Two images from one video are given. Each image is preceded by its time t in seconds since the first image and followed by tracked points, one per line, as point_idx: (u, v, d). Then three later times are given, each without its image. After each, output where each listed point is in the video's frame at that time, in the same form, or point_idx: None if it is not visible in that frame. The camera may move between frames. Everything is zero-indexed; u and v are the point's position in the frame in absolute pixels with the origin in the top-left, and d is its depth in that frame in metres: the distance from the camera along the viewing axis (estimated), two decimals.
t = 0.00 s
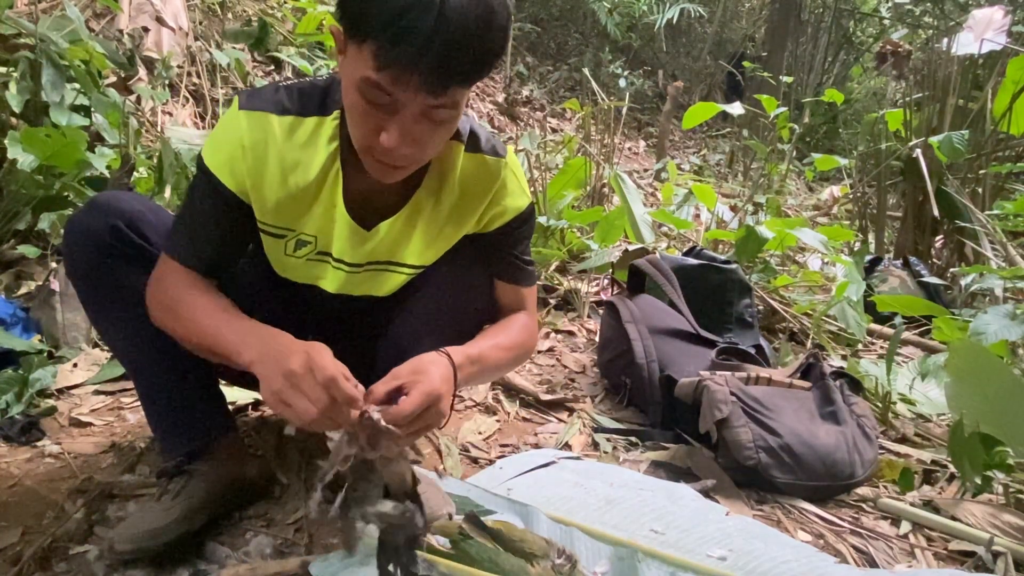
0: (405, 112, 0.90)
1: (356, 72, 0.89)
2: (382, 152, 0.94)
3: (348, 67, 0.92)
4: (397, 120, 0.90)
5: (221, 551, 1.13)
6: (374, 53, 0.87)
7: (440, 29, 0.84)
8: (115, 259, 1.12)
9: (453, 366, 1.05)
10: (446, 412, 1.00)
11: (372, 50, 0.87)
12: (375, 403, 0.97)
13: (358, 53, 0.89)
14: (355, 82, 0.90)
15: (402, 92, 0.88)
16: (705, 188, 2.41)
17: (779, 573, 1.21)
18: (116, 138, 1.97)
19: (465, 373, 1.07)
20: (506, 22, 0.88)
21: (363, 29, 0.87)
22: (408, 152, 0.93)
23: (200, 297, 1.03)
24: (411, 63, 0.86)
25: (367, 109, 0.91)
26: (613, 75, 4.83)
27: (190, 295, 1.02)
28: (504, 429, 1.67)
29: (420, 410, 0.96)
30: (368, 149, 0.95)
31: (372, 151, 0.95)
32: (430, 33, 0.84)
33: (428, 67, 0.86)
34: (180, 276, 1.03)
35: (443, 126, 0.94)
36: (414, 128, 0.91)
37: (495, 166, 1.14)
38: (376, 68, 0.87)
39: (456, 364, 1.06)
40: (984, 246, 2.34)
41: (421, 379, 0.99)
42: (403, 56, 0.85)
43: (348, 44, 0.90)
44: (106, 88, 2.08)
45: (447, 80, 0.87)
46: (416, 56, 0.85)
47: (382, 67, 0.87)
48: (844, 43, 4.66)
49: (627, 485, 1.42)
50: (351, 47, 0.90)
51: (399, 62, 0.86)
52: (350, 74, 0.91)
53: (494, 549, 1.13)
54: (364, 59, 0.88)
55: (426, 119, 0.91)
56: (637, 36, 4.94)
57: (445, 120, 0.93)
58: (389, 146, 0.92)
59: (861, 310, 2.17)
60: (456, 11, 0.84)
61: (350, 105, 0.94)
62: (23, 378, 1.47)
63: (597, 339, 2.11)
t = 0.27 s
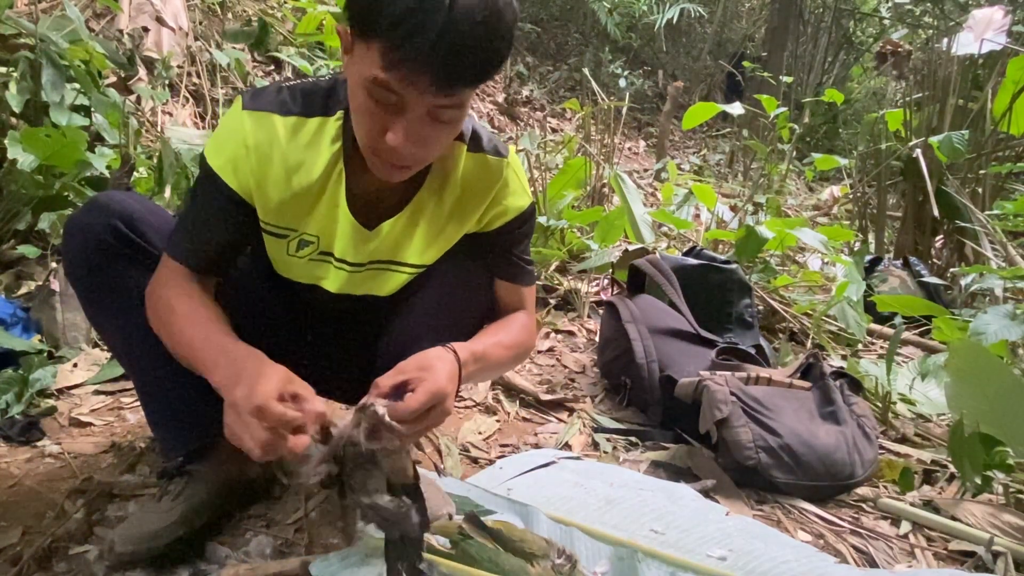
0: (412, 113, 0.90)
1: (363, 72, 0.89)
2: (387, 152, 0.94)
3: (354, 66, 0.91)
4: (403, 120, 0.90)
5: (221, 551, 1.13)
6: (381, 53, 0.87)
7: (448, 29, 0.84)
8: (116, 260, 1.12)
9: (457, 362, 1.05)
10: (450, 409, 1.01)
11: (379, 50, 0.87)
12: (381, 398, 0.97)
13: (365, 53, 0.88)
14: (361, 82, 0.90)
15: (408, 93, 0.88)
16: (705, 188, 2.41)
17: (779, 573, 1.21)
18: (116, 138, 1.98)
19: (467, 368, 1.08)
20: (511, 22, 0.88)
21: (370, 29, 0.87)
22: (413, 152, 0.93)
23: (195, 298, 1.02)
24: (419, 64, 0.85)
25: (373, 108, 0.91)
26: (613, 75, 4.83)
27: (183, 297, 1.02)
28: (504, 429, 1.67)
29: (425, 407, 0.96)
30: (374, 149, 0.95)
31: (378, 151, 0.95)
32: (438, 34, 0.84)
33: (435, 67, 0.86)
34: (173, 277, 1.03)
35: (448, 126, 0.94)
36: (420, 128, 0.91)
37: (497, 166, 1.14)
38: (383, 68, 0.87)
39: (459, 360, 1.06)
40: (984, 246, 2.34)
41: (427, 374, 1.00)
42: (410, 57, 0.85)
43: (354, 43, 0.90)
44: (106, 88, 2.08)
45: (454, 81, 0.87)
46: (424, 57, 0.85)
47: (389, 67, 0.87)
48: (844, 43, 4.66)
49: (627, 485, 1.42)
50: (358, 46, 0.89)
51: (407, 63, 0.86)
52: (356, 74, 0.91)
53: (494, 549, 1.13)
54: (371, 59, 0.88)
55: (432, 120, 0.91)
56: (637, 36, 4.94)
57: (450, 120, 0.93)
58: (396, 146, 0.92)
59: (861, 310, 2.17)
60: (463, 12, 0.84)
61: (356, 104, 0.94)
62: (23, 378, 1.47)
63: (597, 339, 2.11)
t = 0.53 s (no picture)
0: (414, 114, 0.90)
1: (365, 72, 0.89)
2: (389, 152, 0.94)
3: (356, 66, 0.91)
4: (404, 121, 0.91)
5: (221, 551, 1.13)
6: (384, 55, 0.87)
7: (450, 32, 0.83)
8: (115, 259, 1.12)
9: (458, 363, 1.05)
10: (452, 409, 1.01)
11: (382, 51, 0.87)
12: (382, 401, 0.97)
13: (367, 54, 0.88)
14: (363, 83, 0.90)
15: (410, 94, 0.88)
16: (705, 188, 2.41)
17: (779, 573, 1.21)
18: (116, 138, 1.98)
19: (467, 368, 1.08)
20: (514, 24, 0.88)
21: (372, 30, 0.86)
22: (415, 151, 0.94)
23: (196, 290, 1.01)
24: (421, 66, 0.85)
25: (374, 109, 0.91)
26: (613, 75, 4.83)
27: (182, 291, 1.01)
28: (504, 429, 1.67)
29: (427, 407, 0.96)
30: (375, 150, 0.95)
31: (379, 152, 0.95)
32: (441, 36, 0.84)
33: (438, 69, 0.85)
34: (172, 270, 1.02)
35: (450, 127, 0.94)
36: (422, 129, 0.91)
37: (497, 166, 1.14)
38: (386, 70, 0.87)
39: (460, 360, 1.06)
40: (984, 246, 2.34)
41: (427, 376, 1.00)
42: (412, 59, 0.85)
43: (356, 43, 0.90)
44: (106, 88, 2.08)
45: (455, 83, 0.87)
46: (426, 59, 0.85)
47: (391, 68, 0.87)
48: (844, 43, 4.66)
49: (627, 485, 1.42)
50: (360, 46, 0.89)
51: (409, 65, 0.86)
52: (358, 74, 0.91)
53: (493, 549, 1.12)
54: (373, 60, 0.88)
55: (433, 120, 0.91)
56: (637, 36, 4.94)
57: (452, 122, 0.93)
58: (397, 146, 0.92)
59: (861, 310, 2.17)
60: (466, 12, 0.83)
61: (358, 105, 0.93)
62: (23, 378, 1.47)
63: (597, 339, 2.11)
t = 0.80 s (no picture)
0: (419, 113, 0.90)
1: (371, 72, 0.89)
2: (393, 152, 0.94)
3: (362, 66, 0.91)
4: (409, 120, 0.90)
5: (221, 552, 1.13)
6: (390, 54, 0.87)
7: (457, 31, 0.84)
8: (115, 260, 1.12)
9: (456, 365, 1.06)
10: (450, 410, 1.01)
11: (388, 50, 0.87)
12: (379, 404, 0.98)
13: (373, 53, 0.88)
14: (369, 82, 0.90)
15: (416, 93, 0.88)
16: (705, 188, 2.41)
17: (779, 573, 1.21)
18: (116, 138, 1.97)
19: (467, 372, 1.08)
20: (519, 25, 0.88)
21: (379, 30, 0.87)
22: (419, 151, 0.93)
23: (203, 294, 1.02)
24: (428, 65, 0.85)
25: (379, 108, 0.91)
26: (613, 75, 4.83)
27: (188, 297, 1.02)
28: (504, 429, 1.67)
29: (422, 412, 0.97)
30: (379, 149, 0.95)
31: (383, 152, 0.95)
32: (447, 35, 0.84)
33: (444, 69, 0.86)
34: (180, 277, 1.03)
35: (454, 127, 0.94)
36: (426, 129, 0.91)
37: (498, 166, 1.15)
38: (392, 69, 0.87)
39: (459, 363, 1.07)
40: (984, 246, 2.34)
41: (425, 380, 1.00)
42: (420, 57, 0.85)
43: (362, 43, 0.90)
44: (106, 88, 2.08)
45: (462, 82, 0.87)
46: (433, 58, 0.85)
47: (398, 67, 0.87)
48: (844, 43, 4.65)
49: (627, 485, 1.42)
50: (366, 46, 0.89)
51: (415, 63, 0.86)
52: (364, 73, 0.91)
53: (493, 549, 1.12)
54: (379, 59, 0.88)
55: (438, 120, 0.91)
56: (637, 36, 4.94)
57: (456, 122, 0.93)
58: (401, 145, 0.92)
59: (861, 310, 2.17)
60: (474, 12, 0.84)
61: (362, 104, 0.93)
62: (23, 377, 1.47)
63: (597, 339, 2.11)
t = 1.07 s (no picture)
0: (423, 114, 0.90)
1: (374, 72, 0.89)
2: (396, 152, 0.94)
3: (365, 66, 0.91)
4: (413, 120, 0.90)
5: (221, 551, 1.13)
6: (395, 54, 0.87)
7: (462, 32, 0.84)
8: (115, 259, 1.12)
9: (456, 367, 1.06)
10: (450, 411, 1.02)
11: (393, 50, 0.87)
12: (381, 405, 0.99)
13: (377, 53, 0.88)
14: (372, 82, 0.90)
15: (420, 93, 0.88)
16: (705, 188, 2.41)
17: (779, 573, 1.21)
18: (116, 138, 1.98)
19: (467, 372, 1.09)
20: (523, 27, 0.88)
21: (384, 30, 0.87)
22: (422, 152, 0.93)
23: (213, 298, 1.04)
24: (432, 66, 0.85)
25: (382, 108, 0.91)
26: (613, 75, 4.83)
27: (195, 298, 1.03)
28: (504, 429, 1.67)
29: (425, 410, 0.98)
30: (382, 150, 0.95)
31: (386, 152, 0.95)
32: (452, 36, 0.84)
33: (448, 70, 0.86)
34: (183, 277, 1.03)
35: (457, 129, 0.94)
36: (429, 130, 0.91)
37: (499, 167, 1.14)
38: (396, 69, 0.87)
39: (459, 364, 1.07)
40: (984, 246, 2.34)
41: (425, 381, 1.01)
42: (424, 58, 0.85)
43: (366, 43, 0.90)
44: (106, 88, 2.08)
45: (466, 83, 0.87)
46: (437, 59, 0.85)
47: (402, 68, 0.87)
48: (844, 43, 4.65)
49: (627, 485, 1.42)
50: (370, 46, 0.89)
51: (420, 63, 0.86)
52: (367, 73, 0.91)
53: (493, 549, 1.12)
54: (383, 59, 0.88)
55: (441, 121, 0.91)
56: (637, 36, 4.94)
57: (459, 123, 0.93)
58: (404, 146, 0.92)
59: (861, 310, 2.17)
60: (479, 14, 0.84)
61: (365, 104, 0.93)
62: (23, 377, 1.47)
63: (597, 339, 2.11)
